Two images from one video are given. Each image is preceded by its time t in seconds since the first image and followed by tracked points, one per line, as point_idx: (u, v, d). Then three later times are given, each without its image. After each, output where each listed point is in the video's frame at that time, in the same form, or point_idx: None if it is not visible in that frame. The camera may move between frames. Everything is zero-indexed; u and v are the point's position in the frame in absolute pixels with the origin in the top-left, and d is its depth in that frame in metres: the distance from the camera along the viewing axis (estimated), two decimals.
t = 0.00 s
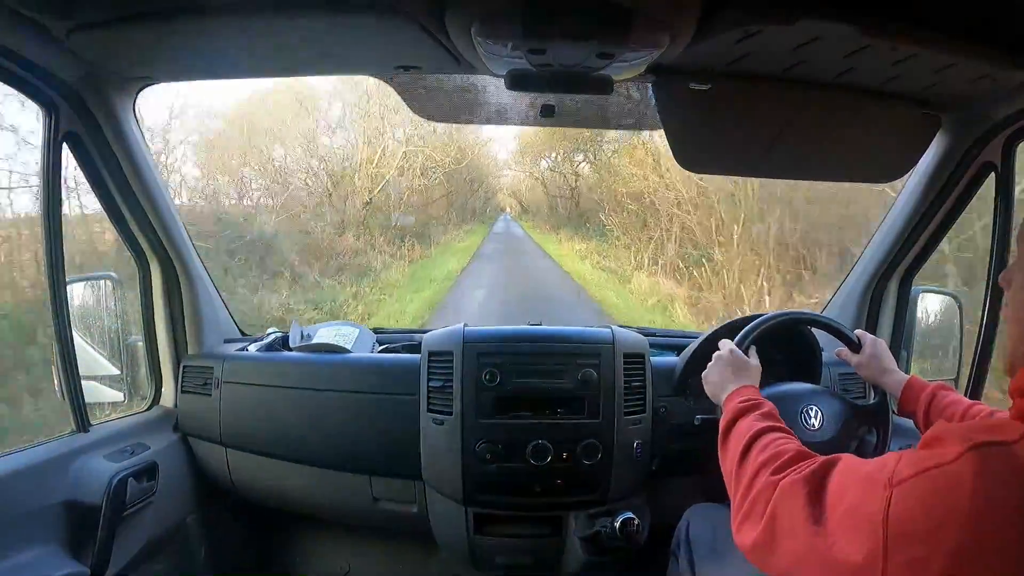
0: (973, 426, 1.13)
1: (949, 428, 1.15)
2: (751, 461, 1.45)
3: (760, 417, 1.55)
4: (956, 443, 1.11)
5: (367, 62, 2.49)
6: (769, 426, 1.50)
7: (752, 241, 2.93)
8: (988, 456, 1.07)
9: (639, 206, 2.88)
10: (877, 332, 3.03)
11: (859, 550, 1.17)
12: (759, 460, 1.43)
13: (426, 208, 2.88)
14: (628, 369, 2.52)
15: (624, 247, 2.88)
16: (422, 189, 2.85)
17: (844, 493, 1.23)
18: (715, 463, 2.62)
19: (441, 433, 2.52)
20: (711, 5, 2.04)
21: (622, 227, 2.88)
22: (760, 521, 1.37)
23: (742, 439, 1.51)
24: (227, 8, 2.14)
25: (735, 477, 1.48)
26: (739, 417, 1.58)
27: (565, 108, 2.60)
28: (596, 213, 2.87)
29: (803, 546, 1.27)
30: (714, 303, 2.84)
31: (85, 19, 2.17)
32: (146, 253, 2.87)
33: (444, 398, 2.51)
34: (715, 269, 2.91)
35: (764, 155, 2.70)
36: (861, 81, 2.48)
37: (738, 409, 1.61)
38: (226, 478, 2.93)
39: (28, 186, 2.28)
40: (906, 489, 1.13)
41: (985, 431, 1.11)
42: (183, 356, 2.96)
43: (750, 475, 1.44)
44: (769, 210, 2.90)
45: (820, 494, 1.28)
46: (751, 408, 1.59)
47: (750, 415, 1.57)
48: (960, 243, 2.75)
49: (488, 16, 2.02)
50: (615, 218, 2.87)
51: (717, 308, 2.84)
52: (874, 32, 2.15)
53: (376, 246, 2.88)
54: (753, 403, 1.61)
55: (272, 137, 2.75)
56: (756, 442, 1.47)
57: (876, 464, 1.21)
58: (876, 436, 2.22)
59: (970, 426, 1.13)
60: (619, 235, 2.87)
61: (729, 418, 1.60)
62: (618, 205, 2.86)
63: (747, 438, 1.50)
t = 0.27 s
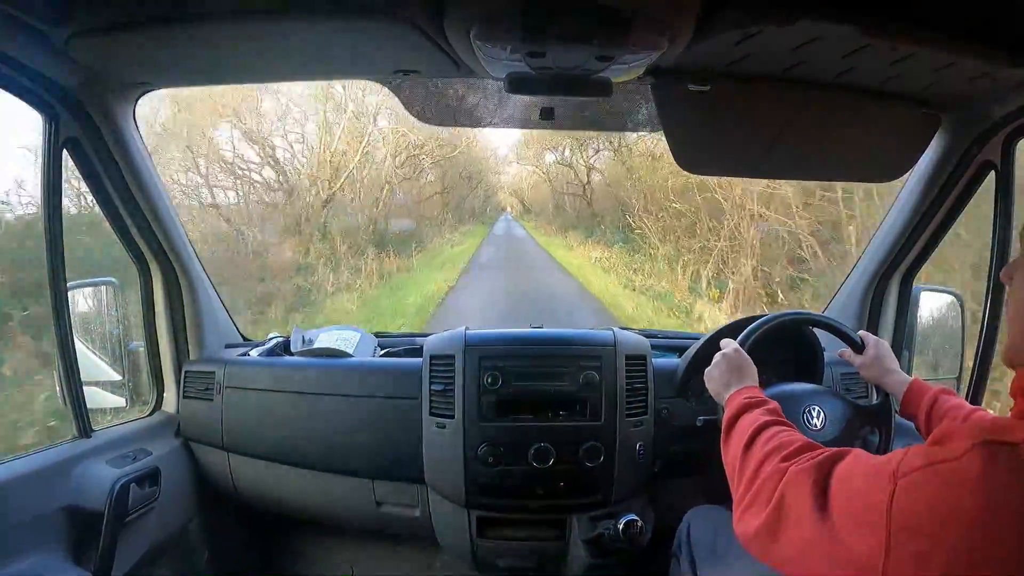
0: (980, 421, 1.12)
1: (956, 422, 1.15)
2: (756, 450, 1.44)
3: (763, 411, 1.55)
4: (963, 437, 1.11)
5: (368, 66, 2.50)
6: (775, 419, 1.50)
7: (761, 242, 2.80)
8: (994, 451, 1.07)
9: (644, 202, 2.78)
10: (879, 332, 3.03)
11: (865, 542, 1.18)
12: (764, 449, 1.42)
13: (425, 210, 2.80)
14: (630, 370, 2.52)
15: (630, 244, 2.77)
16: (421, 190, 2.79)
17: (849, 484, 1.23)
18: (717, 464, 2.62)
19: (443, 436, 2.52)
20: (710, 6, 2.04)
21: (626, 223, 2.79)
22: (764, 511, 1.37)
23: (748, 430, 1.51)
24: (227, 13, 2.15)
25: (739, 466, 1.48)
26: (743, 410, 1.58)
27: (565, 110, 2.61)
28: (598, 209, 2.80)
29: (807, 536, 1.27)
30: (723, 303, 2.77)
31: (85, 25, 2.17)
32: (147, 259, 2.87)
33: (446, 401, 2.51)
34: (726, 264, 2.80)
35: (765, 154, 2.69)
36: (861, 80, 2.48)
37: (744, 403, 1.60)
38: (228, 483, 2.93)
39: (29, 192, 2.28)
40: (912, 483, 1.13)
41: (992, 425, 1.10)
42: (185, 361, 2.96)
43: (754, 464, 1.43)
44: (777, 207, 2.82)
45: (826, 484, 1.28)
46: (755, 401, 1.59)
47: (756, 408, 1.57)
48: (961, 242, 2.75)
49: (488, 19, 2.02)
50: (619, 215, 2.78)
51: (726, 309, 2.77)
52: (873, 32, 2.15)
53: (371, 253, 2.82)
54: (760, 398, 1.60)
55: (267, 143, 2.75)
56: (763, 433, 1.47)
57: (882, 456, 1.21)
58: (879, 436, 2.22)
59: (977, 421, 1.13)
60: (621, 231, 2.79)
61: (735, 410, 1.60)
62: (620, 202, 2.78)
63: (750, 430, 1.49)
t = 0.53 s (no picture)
0: (980, 420, 1.12)
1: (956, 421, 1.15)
2: (754, 446, 1.44)
3: (761, 407, 1.54)
4: (963, 435, 1.11)
5: (368, 63, 2.49)
6: (774, 415, 1.50)
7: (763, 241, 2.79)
8: (994, 450, 1.07)
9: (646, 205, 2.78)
10: (879, 332, 3.03)
11: (862, 538, 1.18)
12: (763, 444, 1.42)
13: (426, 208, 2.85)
14: (630, 368, 2.52)
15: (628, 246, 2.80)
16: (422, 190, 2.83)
17: (847, 480, 1.23)
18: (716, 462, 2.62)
19: (442, 433, 2.52)
20: (711, 5, 2.04)
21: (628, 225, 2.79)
22: (761, 506, 1.37)
23: (746, 424, 1.51)
24: (227, 9, 2.14)
25: (737, 461, 1.48)
26: (741, 406, 1.57)
27: (565, 108, 2.60)
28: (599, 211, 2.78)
29: (805, 532, 1.27)
30: (717, 306, 2.80)
31: (85, 20, 2.17)
32: (147, 254, 2.87)
33: (446, 398, 2.51)
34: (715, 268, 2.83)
35: (765, 155, 2.68)
36: (862, 80, 2.48)
37: (743, 399, 1.60)
38: (227, 479, 2.93)
39: (30, 187, 2.28)
40: (911, 480, 1.13)
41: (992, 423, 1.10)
42: (185, 357, 2.96)
43: (753, 458, 1.43)
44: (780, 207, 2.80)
45: (824, 479, 1.28)
46: (753, 398, 1.58)
47: (754, 404, 1.57)
48: (961, 242, 2.75)
49: (489, 17, 2.02)
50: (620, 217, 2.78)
51: (722, 309, 2.79)
52: (875, 32, 2.15)
53: (374, 249, 2.85)
54: (758, 393, 1.60)
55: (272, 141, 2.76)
56: (761, 428, 1.47)
57: (881, 453, 1.21)
58: (877, 436, 2.22)
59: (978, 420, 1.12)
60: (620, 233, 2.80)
61: (734, 405, 1.60)
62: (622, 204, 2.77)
63: (748, 426, 1.49)
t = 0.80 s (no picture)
0: (978, 419, 1.13)
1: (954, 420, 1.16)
2: (755, 450, 1.46)
3: (761, 411, 1.56)
4: (960, 434, 1.12)
5: (369, 60, 2.49)
6: (773, 418, 1.51)
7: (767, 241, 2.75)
8: (992, 448, 1.08)
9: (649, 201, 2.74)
10: (880, 331, 3.03)
11: (861, 539, 1.19)
12: (763, 448, 1.44)
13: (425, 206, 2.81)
14: (630, 366, 2.52)
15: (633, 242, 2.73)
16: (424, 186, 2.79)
17: (847, 483, 1.24)
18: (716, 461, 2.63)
19: (442, 431, 2.53)
20: (713, 4, 2.03)
21: (632, 221, 2.73)
22: (764, 511, 1.38)
23: (747, 429, 1.52)
24: (227, 7, 2.14)
25: (740, 466, 1.49)
26: (742, 412, 1.59)
27: (566, 107, 2.60)
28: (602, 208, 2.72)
29: (806, 535, 1.28)
30: (725, 301, 2.72)
31: (85, 18, 2.16)
32: (148, 252, 2.87)
33: (446, 395, 2.52)
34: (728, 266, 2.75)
35: (767, 150, 2.71)
36: (863, 79, 2.48)
37: (743, 403, 1.61)
38: (228, 476, 2.93)
39: (30, 185, 2.27)
40: (910, 480, 1.14)
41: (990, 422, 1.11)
42: (186, 354, 2.96)
43: (754, 464, 1.45)
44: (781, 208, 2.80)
45: (824, 482, 1.29)
46: (753, 401, 1.60)
47: (754, 407, 1.59)
48: (962, 241, 2.75)
49: (490, 15, 2.02)
50: (623, 213, 2.73)
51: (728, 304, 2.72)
52: (877, 32, 2.15)
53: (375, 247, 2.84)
54: (758, 396, 1.62)
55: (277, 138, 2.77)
56: (761, 432, 1.48)
57: (881, 455, 1.22)
58: (878, 434, 2.21)
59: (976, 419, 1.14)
60: (624, 229, 2.73)
61: (734, 410, 1.62)
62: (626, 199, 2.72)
63: (749, 431, 1.51)
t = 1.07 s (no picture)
0: (987, 419, 1.13)
1: (963, 420, 1.16)
2: (760, 453, 1.44)
3: (765, 415, 1.55)
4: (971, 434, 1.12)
5: (369, 70, 2.51)
6: (776, 421, 1.50)
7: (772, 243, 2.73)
8: (1004, 446, 1.07)
9: (649, 201, 2.72)
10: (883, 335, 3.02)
11: (870, 540, 1.18)
12: (767, 451, 1.43)
13: (427, 213, 2.80)
14: (633, 373, 2.52)
15: (634, 244, 2.73)
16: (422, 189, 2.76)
17: (854, 484, 1.23)
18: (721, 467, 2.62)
19: (446, 441, 2.52)
20: (710, 9, 2.05)
21: (635, 220, 2.72)
22: (769, 513, 1.36)
23: (750, 433, 1.51)
24: (228, 18, 2.16)
25: (743, 470, 1.48)
26: (746, 416, 1.58)
27: (565, 114, 2.62)
28: (602, 210, 2.73)
29: (814, 536, 1.27)
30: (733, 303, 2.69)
31: (87, 31, 2.18)
32: (150, 264, 2.88)
33: (449, 405, 2.51)
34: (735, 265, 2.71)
35: (771, 147, 2.72)
36: (860, 82, 2.49)
37: (745, 407, 1.61)
38: (231, 489, 2.92)
39: (31, 196, 2.28)
40: (920, 479, 1.13)
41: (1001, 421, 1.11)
42: (188, 366, 2.95)
43: (758, 467, 1.43)
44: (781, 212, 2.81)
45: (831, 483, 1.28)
46: (756, 406, 1.59)
47: (756, 411, 1.58)
48: (964, 244, 2.75)
49: (488, 23, 2.03)
50: (625, 213, 2.73)
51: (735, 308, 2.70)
52: (874, 35, 2.16)
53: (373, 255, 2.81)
54: (759, 400, 1.61)
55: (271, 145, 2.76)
56: (764, 435, 1.47)
57: (888, 455, 1.21)
58: (882, 436, 2.20)
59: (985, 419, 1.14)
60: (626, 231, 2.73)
61: (736, 414, 1.60)
62: (629, 201, 2.71)
63: (753, 434, 1.50)
